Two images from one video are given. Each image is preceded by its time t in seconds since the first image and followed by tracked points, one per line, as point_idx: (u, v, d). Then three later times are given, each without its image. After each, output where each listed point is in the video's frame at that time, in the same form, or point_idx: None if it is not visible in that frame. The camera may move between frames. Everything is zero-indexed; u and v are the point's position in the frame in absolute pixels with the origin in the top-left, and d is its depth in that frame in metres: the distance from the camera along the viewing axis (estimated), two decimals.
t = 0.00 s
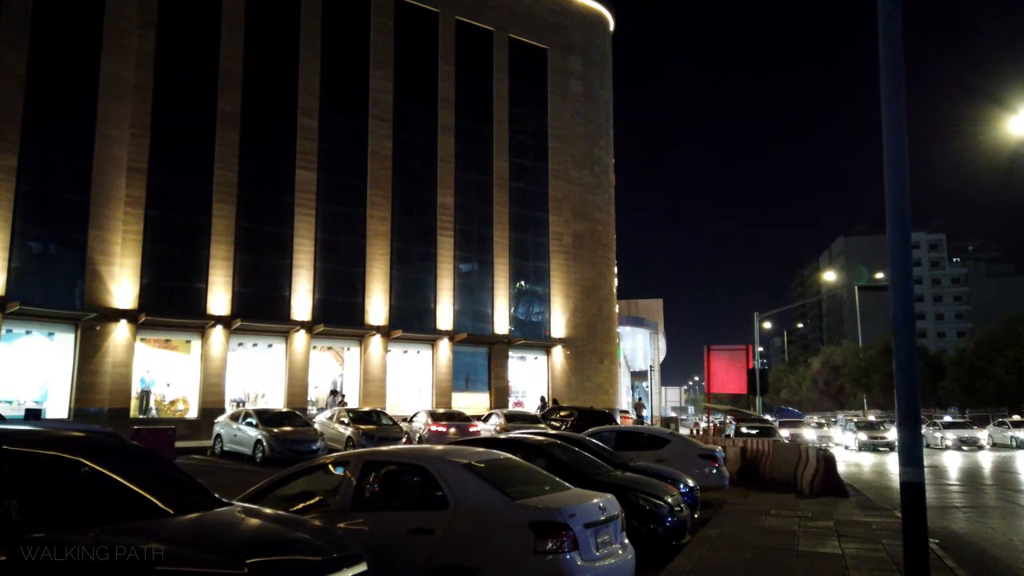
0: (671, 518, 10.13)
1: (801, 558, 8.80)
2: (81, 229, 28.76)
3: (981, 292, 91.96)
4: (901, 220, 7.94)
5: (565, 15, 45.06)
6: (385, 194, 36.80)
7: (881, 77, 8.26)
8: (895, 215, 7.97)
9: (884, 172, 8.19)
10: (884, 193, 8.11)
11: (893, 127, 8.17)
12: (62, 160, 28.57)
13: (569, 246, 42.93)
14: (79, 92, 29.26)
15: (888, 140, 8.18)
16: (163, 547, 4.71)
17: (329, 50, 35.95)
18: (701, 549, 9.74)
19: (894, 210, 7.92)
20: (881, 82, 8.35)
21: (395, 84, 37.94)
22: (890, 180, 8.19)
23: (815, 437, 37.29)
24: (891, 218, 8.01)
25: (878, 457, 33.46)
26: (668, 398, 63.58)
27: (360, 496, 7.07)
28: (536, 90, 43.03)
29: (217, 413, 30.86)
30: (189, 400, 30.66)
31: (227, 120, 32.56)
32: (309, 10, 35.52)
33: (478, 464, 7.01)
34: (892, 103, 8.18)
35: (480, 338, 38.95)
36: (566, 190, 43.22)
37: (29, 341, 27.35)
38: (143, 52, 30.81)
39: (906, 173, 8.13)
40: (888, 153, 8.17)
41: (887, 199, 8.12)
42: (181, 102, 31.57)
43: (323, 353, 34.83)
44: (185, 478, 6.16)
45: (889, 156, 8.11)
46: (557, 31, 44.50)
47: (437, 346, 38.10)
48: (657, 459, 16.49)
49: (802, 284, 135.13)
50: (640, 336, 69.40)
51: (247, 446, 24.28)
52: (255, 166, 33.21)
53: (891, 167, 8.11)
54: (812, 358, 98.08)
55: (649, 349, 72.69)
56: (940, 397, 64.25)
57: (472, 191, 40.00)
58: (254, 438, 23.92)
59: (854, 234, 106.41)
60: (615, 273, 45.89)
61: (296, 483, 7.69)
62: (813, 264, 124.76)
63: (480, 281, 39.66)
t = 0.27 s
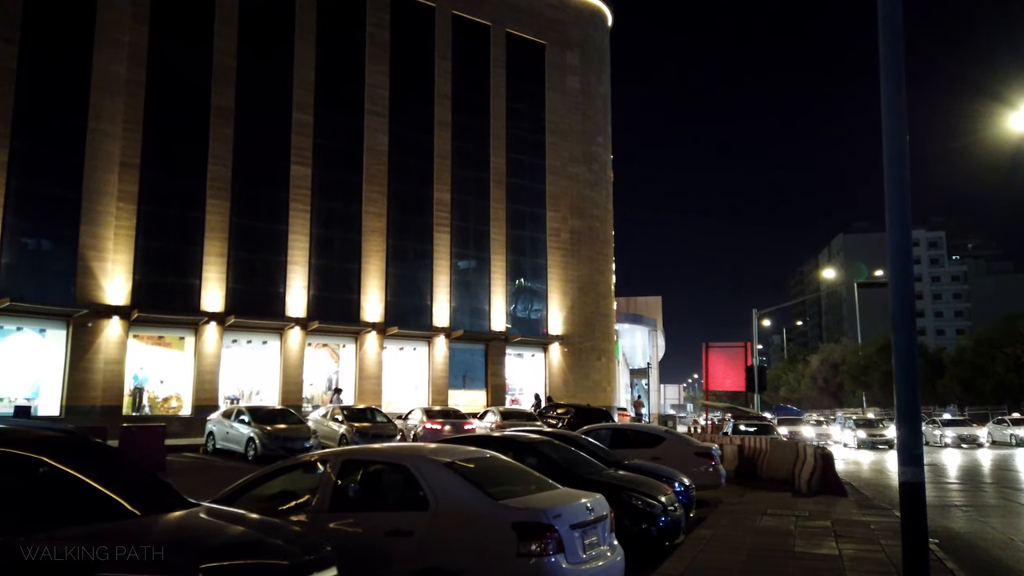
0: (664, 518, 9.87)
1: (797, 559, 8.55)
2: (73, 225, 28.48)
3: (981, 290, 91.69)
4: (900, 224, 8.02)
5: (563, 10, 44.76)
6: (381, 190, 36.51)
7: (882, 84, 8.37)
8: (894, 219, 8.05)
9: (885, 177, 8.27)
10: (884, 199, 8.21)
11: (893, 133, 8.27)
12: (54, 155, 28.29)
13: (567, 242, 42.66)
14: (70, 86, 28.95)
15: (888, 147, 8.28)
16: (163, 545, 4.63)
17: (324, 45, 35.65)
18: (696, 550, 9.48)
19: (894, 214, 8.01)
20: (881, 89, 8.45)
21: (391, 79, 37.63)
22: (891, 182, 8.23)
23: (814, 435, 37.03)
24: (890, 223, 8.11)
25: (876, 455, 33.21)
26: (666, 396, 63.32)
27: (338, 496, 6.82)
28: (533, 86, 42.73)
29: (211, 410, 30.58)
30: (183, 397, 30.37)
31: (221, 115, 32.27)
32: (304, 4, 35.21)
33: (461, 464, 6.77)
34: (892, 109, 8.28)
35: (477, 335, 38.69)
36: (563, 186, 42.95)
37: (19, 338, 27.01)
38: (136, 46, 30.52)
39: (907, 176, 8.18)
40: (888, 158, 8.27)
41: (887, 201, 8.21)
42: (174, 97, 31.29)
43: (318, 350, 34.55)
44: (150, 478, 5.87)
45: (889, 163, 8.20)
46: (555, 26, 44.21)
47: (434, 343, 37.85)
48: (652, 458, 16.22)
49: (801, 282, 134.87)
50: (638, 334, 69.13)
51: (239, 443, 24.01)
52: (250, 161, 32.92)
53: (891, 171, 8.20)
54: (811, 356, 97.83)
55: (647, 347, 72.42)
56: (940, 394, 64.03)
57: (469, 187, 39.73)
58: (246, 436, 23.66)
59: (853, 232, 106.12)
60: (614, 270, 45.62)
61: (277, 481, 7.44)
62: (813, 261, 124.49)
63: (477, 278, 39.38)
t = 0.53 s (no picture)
0: (658, 523, 9.60)
1: (793, 566, 8.29)
2: (66, 224, 28.24)
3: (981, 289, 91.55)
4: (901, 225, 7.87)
5: (561, 8, 44.51)
6: (377, 189, 36.26)
7: (881, 78, 8.20)
8: (894, 221, 7.90)
9: (884, 173, 8.11)
10: (884, 196, 8.05)
11: (893, 133, 8.11)
12: (47, 154, 28.07)
13: (565, 242, 42.39)
14: (63, 84, 28.72)
15: (888, 144, 8.12)
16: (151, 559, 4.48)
17: (320, 43, 35.41)
18: (690, 555, 9.21)
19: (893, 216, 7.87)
20: (880, 82, 8.28)
21: (388, 77, 37.39)
22: (889, 182, 8.06)
23: (814, 435, 36.77)
24: (891, 220, 7.96)
25: (876, 455, 32.95)
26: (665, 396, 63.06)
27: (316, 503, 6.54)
28: (531, 84, 42.48)
29: (206, 410, 30.34)
30: (178, 398, 30.10)
31: (216, 113, 32.03)
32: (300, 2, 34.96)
33: (443, 468, 6.52)
34: (892, 102, 8.12)
35: (474, 335, 38.42)
36: (561, 185, 42.69)
37: (12, 338, 26.76)
38: (130, 44, 30.28)
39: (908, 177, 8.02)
40: (887, 153, 8.11)
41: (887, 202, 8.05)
42: (169, 95, 31.05)
43: (314, 350, 34.29)
44: (117, 486, 5.61)
45: (888, 163, 8.04)
46: (553, 24, 43.96)
47: (431, 343, 37.59)
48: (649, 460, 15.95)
49: (801, 281, 134.58)
50: (638, 334, 68.86)
51: (233, 444, 23.76)
52: (245, 160, 32.67)
53: (891, 169, 8.04)
54: (812, 356, 97.58)
55: (647, 346, 72.15)
56: (941, 394, 63.77)
57: (467, 186, 39.46)
58: (239, 437, 23.39)
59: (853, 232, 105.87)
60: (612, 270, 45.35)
61: (253, 487, 7.17)
62: (813, 261, 124.23)
63: (475, 278, 39.10)
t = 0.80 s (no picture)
0: (657, 527, 9.32)
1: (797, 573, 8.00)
2: (63, 223, 28.05)
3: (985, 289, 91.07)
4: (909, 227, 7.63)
5: (562, 6, 44.23)
6: (377, 188, 36.03)
7: (889, 74, 7.96)
8: (902, 222, 7.68)
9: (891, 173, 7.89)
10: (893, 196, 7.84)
11: (902, 131, 7.86)
12: (44, 152, 27.88)
13: (567, 241, 42.11)
14: (60, 82, 28.53)
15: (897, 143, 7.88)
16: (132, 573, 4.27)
17: (320, 41, 35.19)
18: (690, 561, 8.92)
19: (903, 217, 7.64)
20: (887, 80, 8.03)
21: (387, 75, 37.14)
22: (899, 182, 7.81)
23: (818, 435, 36.44)
24: (898, 221, 7.75)
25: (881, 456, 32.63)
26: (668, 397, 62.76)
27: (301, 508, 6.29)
28: (532, 82, 42.21)
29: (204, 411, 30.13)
30: (176, 398, 29.88)
31: (215, 112, 31.82)
32: None
33: (431, 472, 6.24)
34: (900, 101, 7.91)
35: (475, 335, 38.17)
36: (563, 184, 42.42)
37: (9, 338, 26.57)
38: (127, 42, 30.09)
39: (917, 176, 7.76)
40: (894, 151, 7.86)
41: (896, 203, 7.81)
42: (167, 93, 30.86)
43: (314, 350, 34.06)
44: (89, 492, 5.34)
45: (897, 162, 7.79)
46: (554, 22, 43.68)
47: (431, 343, 37.35)
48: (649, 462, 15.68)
49: (805, 281, 134.11)
50: (640, 334, 68.53)
51: (230, 445, 23.56)
52: (244, 158, 32.47)
53: (899, 169, 7.80)
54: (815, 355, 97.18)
55: (650, 346, 71.82)
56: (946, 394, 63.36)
57: (467, 184, 39.22)
58: (236, 437, 23.18)
59: (857, 232, 105.39)
60: (614, 269, 45.05)
61: (235, 491, 6.88)
62: (816, 261, 123.75)
63: (475, 277, 38.84)
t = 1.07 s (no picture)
0: (658, 529, 8.99)
1: None
2: (60, 221, 27.83)
3: (991, 289, 90.47)
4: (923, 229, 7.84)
5: (565, 3, 43.94)
6: (378, 185, 35.77)
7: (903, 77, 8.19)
8: (917, 224, 7.88)
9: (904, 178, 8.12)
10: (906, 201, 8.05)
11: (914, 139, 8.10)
12: (41, 149, 27.67)
13: (569, 239, 41.80)
14: (58, 79, 28.32)
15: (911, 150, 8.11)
16: None
17: (320, 38, 34.96)
18: (691, 564, 8.63)
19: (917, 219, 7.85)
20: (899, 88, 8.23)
21: (388, 72, 36.89)
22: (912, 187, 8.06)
23: (822, 436, 36.06)
24: (911, 223, 7.94)
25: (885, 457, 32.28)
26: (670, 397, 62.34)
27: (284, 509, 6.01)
28: (534, 80, 41.92)
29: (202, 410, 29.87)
30: (174, 397, 29.62)
31: (214, 109, 31.61)
32: None
33: (422, 473, 5.97)
34: (913, 109, 8.15)
35: (476, 334, 37.89)
36: (565, 182, 42.13)
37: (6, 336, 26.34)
38: (126, 38, 29.89)
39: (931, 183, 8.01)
40: (908, 157, 8.07)
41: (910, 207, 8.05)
42: (166, 90, 30.65)
43: (313, 349, 33.80)
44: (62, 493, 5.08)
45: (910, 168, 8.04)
46: (556, 19, 43.38)
47: (432, 342, 37.07)
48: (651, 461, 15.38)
49: (809, 281, 133.49)
50: (644, 333, 68.10)
51: (228, 445, 23.32)
52: (243, 156, 32.24)
53: (913, 174, 8.03)
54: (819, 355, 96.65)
55: (652, 346, 71.40)
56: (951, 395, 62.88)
57: (469, 182, 38.95)
58: (234, 437, 22.92)
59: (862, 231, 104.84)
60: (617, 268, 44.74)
61: (217, 492, 6.57)
62: (821, 260, 123.16)
63: (477, 276, 38.56)
